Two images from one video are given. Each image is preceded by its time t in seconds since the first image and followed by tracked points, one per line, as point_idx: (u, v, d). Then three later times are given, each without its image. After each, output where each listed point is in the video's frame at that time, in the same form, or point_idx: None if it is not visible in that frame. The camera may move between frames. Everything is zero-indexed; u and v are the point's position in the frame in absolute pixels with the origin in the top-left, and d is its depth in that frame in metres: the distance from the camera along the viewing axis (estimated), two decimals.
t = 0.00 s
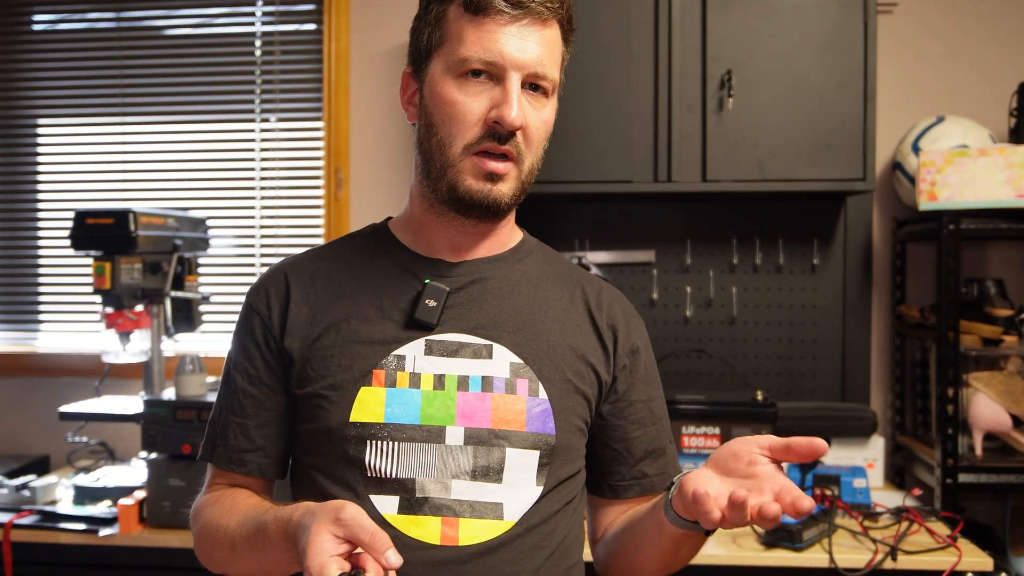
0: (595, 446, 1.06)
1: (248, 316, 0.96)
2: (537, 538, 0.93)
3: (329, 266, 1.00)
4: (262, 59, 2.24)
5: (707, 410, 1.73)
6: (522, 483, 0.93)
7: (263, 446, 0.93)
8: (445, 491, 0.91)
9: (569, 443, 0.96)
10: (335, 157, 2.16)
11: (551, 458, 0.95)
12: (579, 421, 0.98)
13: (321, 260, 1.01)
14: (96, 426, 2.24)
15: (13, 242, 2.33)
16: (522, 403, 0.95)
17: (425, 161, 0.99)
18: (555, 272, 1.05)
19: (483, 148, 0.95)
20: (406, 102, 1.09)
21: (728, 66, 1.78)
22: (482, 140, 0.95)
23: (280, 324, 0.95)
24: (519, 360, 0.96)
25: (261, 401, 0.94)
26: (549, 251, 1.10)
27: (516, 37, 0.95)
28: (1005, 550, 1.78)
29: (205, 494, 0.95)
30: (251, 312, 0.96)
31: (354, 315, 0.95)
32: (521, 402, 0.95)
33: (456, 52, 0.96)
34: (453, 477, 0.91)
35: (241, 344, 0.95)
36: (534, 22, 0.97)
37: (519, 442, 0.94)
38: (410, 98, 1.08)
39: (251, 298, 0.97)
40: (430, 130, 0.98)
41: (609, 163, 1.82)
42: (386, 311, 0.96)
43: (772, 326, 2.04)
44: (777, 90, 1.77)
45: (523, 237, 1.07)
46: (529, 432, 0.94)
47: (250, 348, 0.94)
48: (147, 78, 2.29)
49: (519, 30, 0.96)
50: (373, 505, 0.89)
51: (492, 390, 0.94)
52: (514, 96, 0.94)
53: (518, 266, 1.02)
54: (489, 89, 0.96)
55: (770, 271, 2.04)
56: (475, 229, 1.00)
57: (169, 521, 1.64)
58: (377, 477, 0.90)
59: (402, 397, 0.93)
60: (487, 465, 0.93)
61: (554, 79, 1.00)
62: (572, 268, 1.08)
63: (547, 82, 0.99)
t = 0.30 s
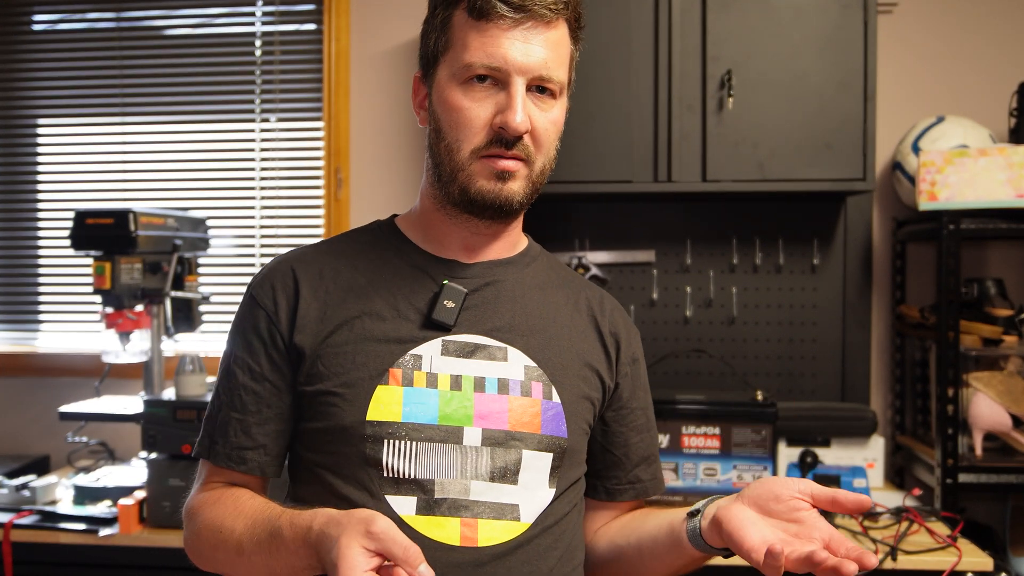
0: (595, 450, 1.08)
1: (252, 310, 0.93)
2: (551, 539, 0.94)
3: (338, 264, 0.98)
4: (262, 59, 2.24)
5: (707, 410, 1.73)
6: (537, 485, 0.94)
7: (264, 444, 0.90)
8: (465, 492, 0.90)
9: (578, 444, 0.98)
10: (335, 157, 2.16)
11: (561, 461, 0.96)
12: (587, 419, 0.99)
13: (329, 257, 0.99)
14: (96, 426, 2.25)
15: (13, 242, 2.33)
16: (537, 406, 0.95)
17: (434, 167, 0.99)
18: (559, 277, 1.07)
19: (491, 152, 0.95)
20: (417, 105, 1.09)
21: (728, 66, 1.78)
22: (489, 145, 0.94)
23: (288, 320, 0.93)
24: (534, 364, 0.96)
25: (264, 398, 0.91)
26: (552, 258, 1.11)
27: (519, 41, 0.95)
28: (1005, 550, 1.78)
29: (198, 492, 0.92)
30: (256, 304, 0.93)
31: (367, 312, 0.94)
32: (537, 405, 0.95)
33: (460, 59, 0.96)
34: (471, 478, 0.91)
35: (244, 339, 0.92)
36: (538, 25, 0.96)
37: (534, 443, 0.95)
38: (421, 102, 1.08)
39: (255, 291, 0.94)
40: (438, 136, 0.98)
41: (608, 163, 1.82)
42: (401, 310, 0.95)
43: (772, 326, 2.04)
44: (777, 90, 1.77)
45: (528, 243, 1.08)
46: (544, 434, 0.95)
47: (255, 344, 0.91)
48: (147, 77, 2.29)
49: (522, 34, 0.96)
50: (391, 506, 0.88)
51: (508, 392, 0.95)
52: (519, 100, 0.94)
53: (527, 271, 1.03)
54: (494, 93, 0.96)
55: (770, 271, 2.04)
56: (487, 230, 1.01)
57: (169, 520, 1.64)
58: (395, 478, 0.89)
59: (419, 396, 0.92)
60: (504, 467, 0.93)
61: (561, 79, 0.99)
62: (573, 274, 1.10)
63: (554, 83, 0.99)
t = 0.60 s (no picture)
0: (592, 449, 1.08)
1: (252, 312, 0.92)
2: (559, 538, 0.95)
3: (339, 265, 0.98)
4: (262, 59, 2.24)
5: (707, 410, 1.73)
6: (544, 483, 0.95)
7: (267, 447, 0.90)
8: (476, 491, 0.91)
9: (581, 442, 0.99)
10: (335, 157, 2.16)
11: (567, 460, 0.97)
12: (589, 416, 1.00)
13: (329, 258, 0.99)
14: (96, 426, 2.25)
15: (13, 242, 2.33)
16: (543, 404, 0.96)
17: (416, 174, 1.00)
18: (555, 277, 1.07)
19: (461, 151, 0.94)
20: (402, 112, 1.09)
21: (728, 66, 1.78)
22: (458, 145, 0.94)
23: (290, 322, 0.93)
24: (538, 363, 0.97)
25: (265, 401, 0.90)
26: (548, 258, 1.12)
27: (471, 37, 0.95)
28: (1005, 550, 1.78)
29: (197, 499, 0.92)
30: (256, 306, 0.92)
31: (372, 312, 0.94)
32: (543, 403, 0.96)
33: (419, 65, 0.97)
34: (481, 476, 0.91)
35: (244, 342, 0.91)
36: (488, 18, 0.95)
37: (540, 442, 0.95)
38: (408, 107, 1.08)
39: (255, 292, 0.94)
40: (414, 144, 0.99)
41: (608, 163, 1.82)
42: (406, 310, 0.95)
43: (772, 326, 2.04)
44: (776, 90, 1.77)
45: (525, 243, 1.09)
46: (550, 432, 0.95)
47: (255, 346, 0.90)
48: (147, 77, 2.29)
49: (472, 30, 0.95)
50: (402, 507, 0.88)
51: (515, 390, 0.95)
52: (478, 97, 0.94)
53: (527, 270, 1.04)
54: (455, 94, 0.96)
55: (770, 271, 2.04)
56: (478, 231, 1.01)
57: (169, 520, 1.64)
58: (405, 478, 0.89)
59: (426, 396, 0.92)
60: (513, 465, 0.93)
61: (524, 65, 0.97)
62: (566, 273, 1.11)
63: (516, 71, 0.97)
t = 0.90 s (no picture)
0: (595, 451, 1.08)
1: (252, 315, 0.92)
2: (563, 539, 0.95)
3: (338, 267, 0.98)
4: (262, 59, 2.24)
5: (707, 410, 1.73)
6: (546, 485, 0.94)
7: (266, 451, 0.90)
8: (477, 493, 0.91)
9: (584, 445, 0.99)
10: (335, 157, 2.16)
11: (569, 460, 0.96)
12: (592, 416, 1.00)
13: (329, 261, 0.99)
14: (96, 427, 2.25)
15: (13, 242, 2.33)
16: (544, 405, 0.95)
17: (414, 174, 1.00)
18: (557, 277, 1.07)
19: (462, 152, 0.95)
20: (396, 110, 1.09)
21: (728, 66, 1.78)
22: (459, 145, 0.95)
23: (289, 325, 0.93)
24: (539, 364, 0.97)
25: (264, 404, 0.90)
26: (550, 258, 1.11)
27: (471, 37, 0.95)
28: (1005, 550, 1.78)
29: (197, 504, 0.92)
30: (255, 309, 0.92)
31: (371, 314, 0.94)
32: (544, 404, 0.95)
33: (417, 65, 0.97)
34: (481, 478, 0.91)
35: (243, 345, 0.91)
36: (486, 17, 0.95)
37: (541, 443, 0.95)
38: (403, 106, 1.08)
39: (254, 295, 0.94)
40: (413, 144, 0.99)
41: (608, 163, 1.82)
42: (405, 311, 0.95)
43: (772, 326, 2.04)
44: (777, 90, 1.77)
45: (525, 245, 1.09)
46: (552, 433, 0.95)
47: (254, 349, 0.91)
48: (147, 78, 2.29)
49: (472, 30, 0.95)
50: (402, 509, 0.88)
51: (515, 391, 0.95)
52: (479, 97, 0.94)
53: (527, 271, 1.03)
54: (455, 93, 0.96)
55: (770, 271, 2.04)
56: (477, 233, 1.01)
57: (169, 520, 1.64)
58: (405, 480, 0.89)
59: (425, 397, 0.92)
60: (514, 467, 0.93)
61: (524, 65, 0.97)
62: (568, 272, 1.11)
63: (516, 71, 0.97)
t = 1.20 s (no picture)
0: (602, 454, 1.07)
1: (252, 315, 0.93)
2: (562, 545, 0.94)
3: (338, 266, 0.98)
4: (262, 59, 2.24)
5: (707, 410, 1.73)
6: (546, 489, 0.93)
7: (263, 451, 0.90)
8: (473, 497, 0.90)
9: (587, 446, 0.98)
10: (335, 157, 2.16)
11: (570, 464, 0.96)
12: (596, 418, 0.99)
13: (329, 260, 0.99)
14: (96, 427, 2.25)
15: (13, 242, 2.33)
16: (544, 406, 0.95)
17: (416, 168, 1.00)
18: (564, 277, 1.06)
19: (464, 145, 0.94)
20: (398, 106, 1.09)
21: (728, 66, 1.78)
22: (460, 138, 0.94)
23: (288, 325, 0.93)
24: (540, 364, 0.96)
25: (262, 403, 0.90)
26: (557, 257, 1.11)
27: (472, 29, 0.95)
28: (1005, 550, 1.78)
29: (197, 503, 0.92)
30: (254, 309, 0.93)
31: (369, 313, 0.94)
32: (544, 405, 0.95)
33: (419, 58, 0.97)
34: (478, 481, 0.91)
35: (243, 344, 0.92)
36: (488, 9, 0.95)
37: (541, 445, 0.94)
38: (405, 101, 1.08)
39: (255, 295, 0.94)
40: (414, 138, 0.99)
41: (609, 163, 1.82)
42: (404, 311, 0.95)
43: (772, 326, 2.04)
44: (777, 90, 1.77)
45: (531, 243, 1.08)
46: (551, 435, 0.95)
47: (253, 348, 0.91)
48: (146, 77, 2.29)
49: (474, 22, 0.95)
50: (397, 513, 0.88)
51: (515, 393, 0.94)
52: (481, 89, 0.94)
53: (531, 269, 1.03)
54: (457, 86, 0.95)
55: (770, 271, 2.04)
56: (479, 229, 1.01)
57: (169, 520, 1.65)
58: (400, 483, 0.88)
59: (423, 398, 0.92)
60: (512, 470, 0.92)
61: (526, 58, 0.97)
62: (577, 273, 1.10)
63: (518, 64, 0.97)
